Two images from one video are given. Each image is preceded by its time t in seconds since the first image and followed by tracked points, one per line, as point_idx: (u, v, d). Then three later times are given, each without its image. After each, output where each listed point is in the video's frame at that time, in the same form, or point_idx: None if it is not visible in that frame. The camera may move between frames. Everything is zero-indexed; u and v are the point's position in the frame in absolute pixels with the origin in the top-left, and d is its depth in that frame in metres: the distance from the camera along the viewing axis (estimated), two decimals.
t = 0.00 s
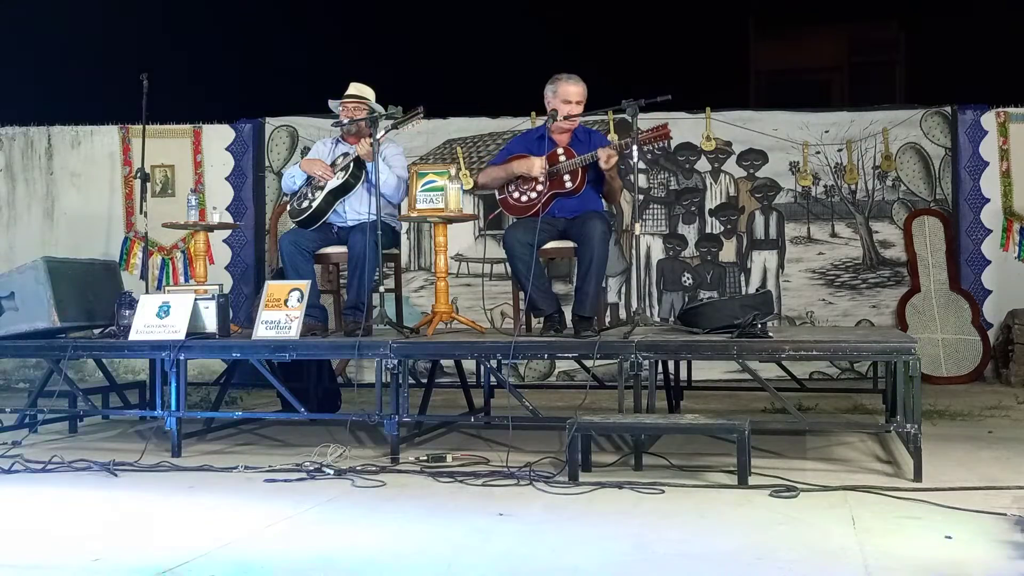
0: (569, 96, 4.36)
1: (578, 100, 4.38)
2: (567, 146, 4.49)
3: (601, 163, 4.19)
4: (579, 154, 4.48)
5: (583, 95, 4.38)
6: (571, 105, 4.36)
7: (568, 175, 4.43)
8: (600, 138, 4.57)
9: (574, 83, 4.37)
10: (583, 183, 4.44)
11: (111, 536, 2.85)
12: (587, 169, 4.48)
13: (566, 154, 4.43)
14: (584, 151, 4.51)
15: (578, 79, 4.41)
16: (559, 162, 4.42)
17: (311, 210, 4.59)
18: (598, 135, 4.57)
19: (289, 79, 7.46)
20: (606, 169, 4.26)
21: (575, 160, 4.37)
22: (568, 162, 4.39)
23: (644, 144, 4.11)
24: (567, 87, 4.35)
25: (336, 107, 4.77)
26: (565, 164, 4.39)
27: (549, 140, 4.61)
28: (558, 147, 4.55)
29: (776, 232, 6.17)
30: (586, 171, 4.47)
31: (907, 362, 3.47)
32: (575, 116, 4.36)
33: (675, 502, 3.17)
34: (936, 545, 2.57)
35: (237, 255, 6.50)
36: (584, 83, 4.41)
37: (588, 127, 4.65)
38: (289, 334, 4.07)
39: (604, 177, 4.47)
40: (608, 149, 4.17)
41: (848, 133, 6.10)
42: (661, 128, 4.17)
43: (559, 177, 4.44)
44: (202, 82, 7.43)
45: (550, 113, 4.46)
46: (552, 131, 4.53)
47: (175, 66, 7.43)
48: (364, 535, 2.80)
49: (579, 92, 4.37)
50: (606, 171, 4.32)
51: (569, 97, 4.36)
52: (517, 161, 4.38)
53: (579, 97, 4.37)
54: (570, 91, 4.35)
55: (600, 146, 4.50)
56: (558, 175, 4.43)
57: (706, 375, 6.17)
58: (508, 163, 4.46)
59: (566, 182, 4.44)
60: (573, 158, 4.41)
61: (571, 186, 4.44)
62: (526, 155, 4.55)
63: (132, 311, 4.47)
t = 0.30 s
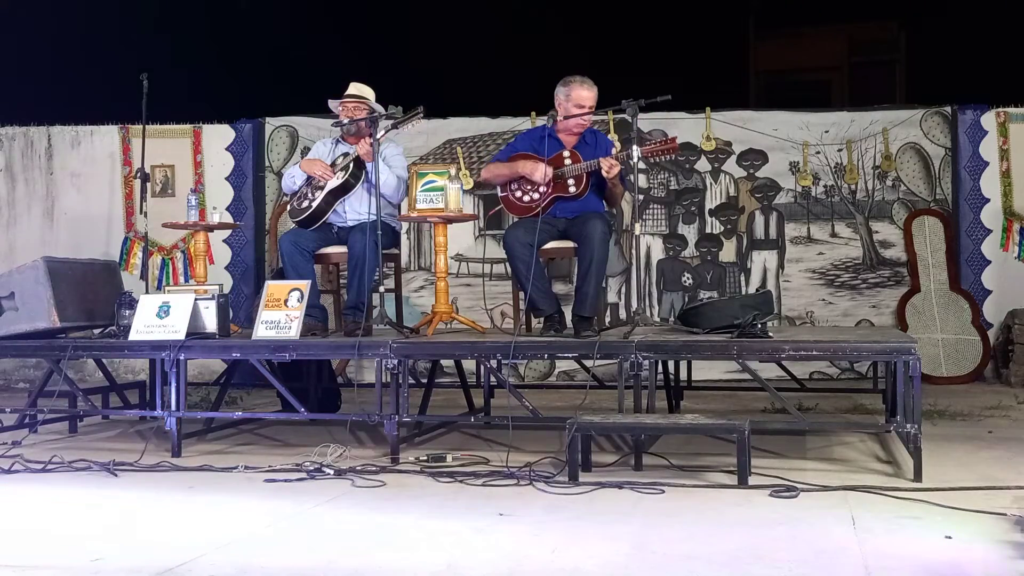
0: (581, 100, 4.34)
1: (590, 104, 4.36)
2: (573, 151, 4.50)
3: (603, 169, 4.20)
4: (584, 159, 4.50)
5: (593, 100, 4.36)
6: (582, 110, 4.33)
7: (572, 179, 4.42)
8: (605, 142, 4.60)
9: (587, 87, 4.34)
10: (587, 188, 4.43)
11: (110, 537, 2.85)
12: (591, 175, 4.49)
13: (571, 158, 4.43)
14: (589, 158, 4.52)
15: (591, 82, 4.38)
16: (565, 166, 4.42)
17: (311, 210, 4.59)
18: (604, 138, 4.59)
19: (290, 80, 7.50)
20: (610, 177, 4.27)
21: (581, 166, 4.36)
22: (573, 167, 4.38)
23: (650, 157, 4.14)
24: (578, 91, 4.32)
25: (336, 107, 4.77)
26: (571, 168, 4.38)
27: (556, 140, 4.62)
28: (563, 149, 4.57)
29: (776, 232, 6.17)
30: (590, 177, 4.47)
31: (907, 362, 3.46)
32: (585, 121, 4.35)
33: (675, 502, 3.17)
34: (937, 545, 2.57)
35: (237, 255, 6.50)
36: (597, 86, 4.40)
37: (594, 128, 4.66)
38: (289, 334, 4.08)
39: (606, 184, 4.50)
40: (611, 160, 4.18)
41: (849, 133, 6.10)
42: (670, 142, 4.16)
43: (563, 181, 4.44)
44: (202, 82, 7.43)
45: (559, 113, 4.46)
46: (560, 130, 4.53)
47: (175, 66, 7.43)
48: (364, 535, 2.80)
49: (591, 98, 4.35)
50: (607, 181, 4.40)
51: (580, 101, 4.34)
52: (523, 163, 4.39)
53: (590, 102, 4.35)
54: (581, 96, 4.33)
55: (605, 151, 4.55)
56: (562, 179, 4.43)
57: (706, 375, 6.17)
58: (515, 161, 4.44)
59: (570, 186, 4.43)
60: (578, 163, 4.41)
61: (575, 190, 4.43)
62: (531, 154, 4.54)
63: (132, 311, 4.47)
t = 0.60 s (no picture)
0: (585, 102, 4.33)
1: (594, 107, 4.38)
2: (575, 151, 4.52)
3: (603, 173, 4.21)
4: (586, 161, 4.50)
5: (597, 101, 4.35)
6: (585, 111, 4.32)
7: (575, 182, 4.42)
8: (607, 144, 4.59)
9: (591, 89, 4.34)
10: (589, 192, 4.43)
11: (110, 537, 2.85)
12: (593, 178, 4.49)
13: (574, 160, 4.44)
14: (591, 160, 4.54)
15: (597, 85, 4.37)
16: (567, 168, 4.42)
17: (311, 210, 4.59)
18: (606, 140, 4.58)
19: (290, 80, 7.50)
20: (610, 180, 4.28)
21: (584, 169, 4.37)
22: (576, 170, 4.38)
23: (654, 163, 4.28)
24: (583, 93, 4.32)
25: (336, 107, 4.77)
26: (573, 171, 4.39)
27: (557, 142, 4.62)
28: (565, 150, 4.56)
29: (776, 232, 6.17)
30: (592, 181, 4.47)
31: (907, 362, 3.46)
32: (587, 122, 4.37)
33: (675, 502, 3.17)
34: (937, 545, 2.57)
35: (237, 255, 6.50)
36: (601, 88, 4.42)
37: (597, 130, 4.65)
38: (289, 334, 4.07)
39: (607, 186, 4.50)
40: (612, 164, 4.18)
41: (848, 133, 6.10)
42: (673, 150, 4.35)
43: (565, 183, 4.44)
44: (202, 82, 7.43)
45: (563, 114, 4.45)
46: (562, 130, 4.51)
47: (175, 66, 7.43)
48: (364, 535, 2.80)
49: (595, 101, 4.36)
50: (608, 184, 4.42)
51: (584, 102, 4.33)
52: (525, 163, 4.38)
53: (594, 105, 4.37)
54: (586, 98, 4.32)
55: (607, 154, 4.55)
56: (564, 181, 4.43)
57: (706, 375, 6.18)
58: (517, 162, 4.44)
59: (571, 189, 4.43)
60: (581, 165, 4.42)
61: (577, 193, 4.43)
62: (534, 155, 4.53)
63: (132, 311, 4.47)
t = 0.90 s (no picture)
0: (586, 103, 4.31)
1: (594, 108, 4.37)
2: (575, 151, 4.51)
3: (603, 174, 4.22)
4: (586, 161, 4.50)
5: (597, 102, 4.34)
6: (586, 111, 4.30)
7: (575, 181, 4.43)
8: (607, 144, 4.59)
9: (591, 90, 4.32)
10: (588, 192, 4.44)
11: (110, 537, 2.85)
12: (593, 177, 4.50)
13: (574, 160, 4.45)
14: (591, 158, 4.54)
15: (596, 85, 4.37)
16: (567, 168, 4.43)
17: (311, 210, 4.59)
18: (606, 140, 4.58)
19: (290, 80, 7.50)
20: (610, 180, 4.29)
21: (584, 169, 4.37)
22: (576, 170, 4.39)
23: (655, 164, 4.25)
24: (582, 94, 4.31)
25: (336, 107, 4.77)
26: (573, 171, 4.39)
27: (557, 141, 4.62)
28: (565, 150, 4.56)
29: (776, 232, 6.17)
30: (592, 180, 4.48)
31: (907, 362, 3.47)
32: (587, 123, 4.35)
33: (674, 502, 3.17)
34: (936, 545, 2.57)
35: (237, 255, 6.50)
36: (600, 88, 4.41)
37: (597, 129, 4.64)
38: (289, 334, 4.07)
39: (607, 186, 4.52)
40: (613, 165, 4.19)
41: (848, 133, 6.10)
42: (673, 150, 4.35)
43: (565, 183, 4.44)
44: (202, 82, 7.44)
45: (562, 114, 4.45)
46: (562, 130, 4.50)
47: (175, 66, 7.43)
48: (363, 535, 2.80)
49: (595, 102, 4.35)
50: (609, 184, 4.43)
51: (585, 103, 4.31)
52: (525, 164, 4.38)
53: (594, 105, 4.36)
54: (586, 99, 4.31)
55: (607, 154, 4.54)
56: (564, 181, 4.44)
57: (706, 375, 6.18)
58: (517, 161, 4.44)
59: (571, 188, 4.44)
60: (581, 165, 4.42)
61: (576, 192, 4.44)
62: (533, 155, 4.54)
63: (132, 311, 4.47)
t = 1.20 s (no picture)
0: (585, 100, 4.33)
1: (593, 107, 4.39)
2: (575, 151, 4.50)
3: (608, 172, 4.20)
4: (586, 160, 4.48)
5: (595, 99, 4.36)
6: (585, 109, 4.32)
7: (574, 180, 4.41)
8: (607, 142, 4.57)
9: (589, 88, 4.33)
10: (588, 190, 4.43)
11: (109, 537, 2.84)
12: (593, 176, 4.48)
13: (573, 159, 4.43)
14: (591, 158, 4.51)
15: (594, 84, 4.37)
16: (567, 166, 4.41)
17: (310, 210, 4.59)
18: (605, 138, 4.56)
19: (290, 80, 7.51)
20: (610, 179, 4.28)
21: (583, 167, 4.36)
22: (575, 168, 4.38)
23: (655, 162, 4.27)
24: (581, 92, 4.33)
25: (336, 107, 4.77)
26: (572, 169, 4.38)
27: (557, 141, 4.61)
28: (565, 150, 4.56)
29: (776, 232, 6.17)
30: (592, 178, 4.47)
31: (907, 362, 3.47)
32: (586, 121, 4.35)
33: (674, 502, 3.17)
34: (937, 545, 2.57)
35: (237, 255, 6.50)
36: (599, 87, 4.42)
37: (596, 128, 4.63)
38: (289, 334, 4.07)
39: (607, 184, 4.50)
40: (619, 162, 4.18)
41: (848, 133, 6.10)
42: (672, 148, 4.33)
43: (564, 182, 4.43)
44: (202, 83, 7.45)
45: (561, 113, 4.45)
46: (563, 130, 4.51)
47: (176, 66, 7.43)
48: (363, 535, 2.79)
49: (594, 100, 4.36)
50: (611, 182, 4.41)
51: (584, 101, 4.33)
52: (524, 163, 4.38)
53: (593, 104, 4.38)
54: (584, 96, 4.32)
55: (606, 152, 4.51)
56: (564, 180, 4.43)
57: (706, 375, 6.18)
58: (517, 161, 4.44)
59: (571, 187, 4.43)
60: (580, 163, 4.41)
61: (576, 191, 4.43)
62: (533, 155, 4.54)
63: (132, 311, 4.47)
